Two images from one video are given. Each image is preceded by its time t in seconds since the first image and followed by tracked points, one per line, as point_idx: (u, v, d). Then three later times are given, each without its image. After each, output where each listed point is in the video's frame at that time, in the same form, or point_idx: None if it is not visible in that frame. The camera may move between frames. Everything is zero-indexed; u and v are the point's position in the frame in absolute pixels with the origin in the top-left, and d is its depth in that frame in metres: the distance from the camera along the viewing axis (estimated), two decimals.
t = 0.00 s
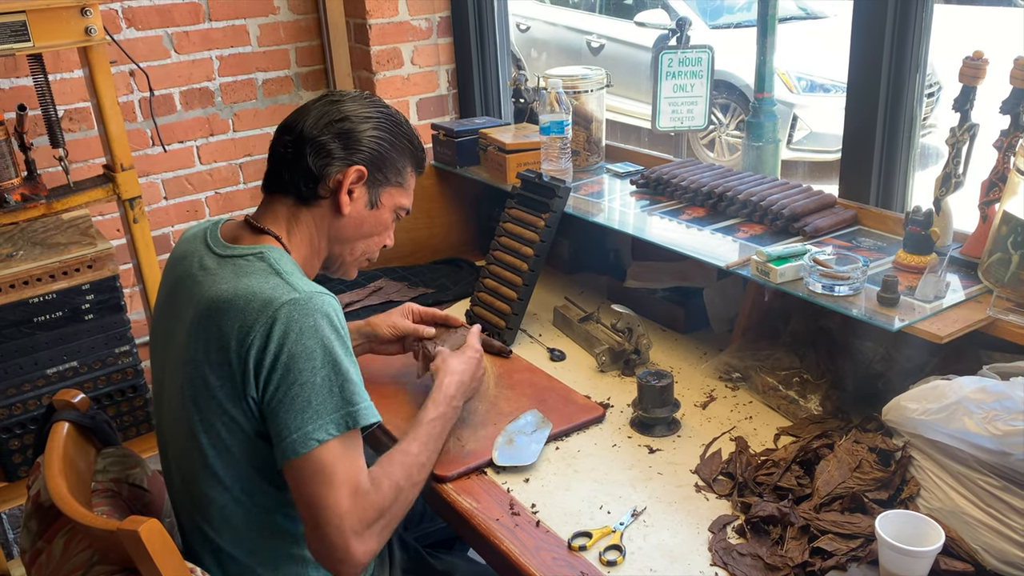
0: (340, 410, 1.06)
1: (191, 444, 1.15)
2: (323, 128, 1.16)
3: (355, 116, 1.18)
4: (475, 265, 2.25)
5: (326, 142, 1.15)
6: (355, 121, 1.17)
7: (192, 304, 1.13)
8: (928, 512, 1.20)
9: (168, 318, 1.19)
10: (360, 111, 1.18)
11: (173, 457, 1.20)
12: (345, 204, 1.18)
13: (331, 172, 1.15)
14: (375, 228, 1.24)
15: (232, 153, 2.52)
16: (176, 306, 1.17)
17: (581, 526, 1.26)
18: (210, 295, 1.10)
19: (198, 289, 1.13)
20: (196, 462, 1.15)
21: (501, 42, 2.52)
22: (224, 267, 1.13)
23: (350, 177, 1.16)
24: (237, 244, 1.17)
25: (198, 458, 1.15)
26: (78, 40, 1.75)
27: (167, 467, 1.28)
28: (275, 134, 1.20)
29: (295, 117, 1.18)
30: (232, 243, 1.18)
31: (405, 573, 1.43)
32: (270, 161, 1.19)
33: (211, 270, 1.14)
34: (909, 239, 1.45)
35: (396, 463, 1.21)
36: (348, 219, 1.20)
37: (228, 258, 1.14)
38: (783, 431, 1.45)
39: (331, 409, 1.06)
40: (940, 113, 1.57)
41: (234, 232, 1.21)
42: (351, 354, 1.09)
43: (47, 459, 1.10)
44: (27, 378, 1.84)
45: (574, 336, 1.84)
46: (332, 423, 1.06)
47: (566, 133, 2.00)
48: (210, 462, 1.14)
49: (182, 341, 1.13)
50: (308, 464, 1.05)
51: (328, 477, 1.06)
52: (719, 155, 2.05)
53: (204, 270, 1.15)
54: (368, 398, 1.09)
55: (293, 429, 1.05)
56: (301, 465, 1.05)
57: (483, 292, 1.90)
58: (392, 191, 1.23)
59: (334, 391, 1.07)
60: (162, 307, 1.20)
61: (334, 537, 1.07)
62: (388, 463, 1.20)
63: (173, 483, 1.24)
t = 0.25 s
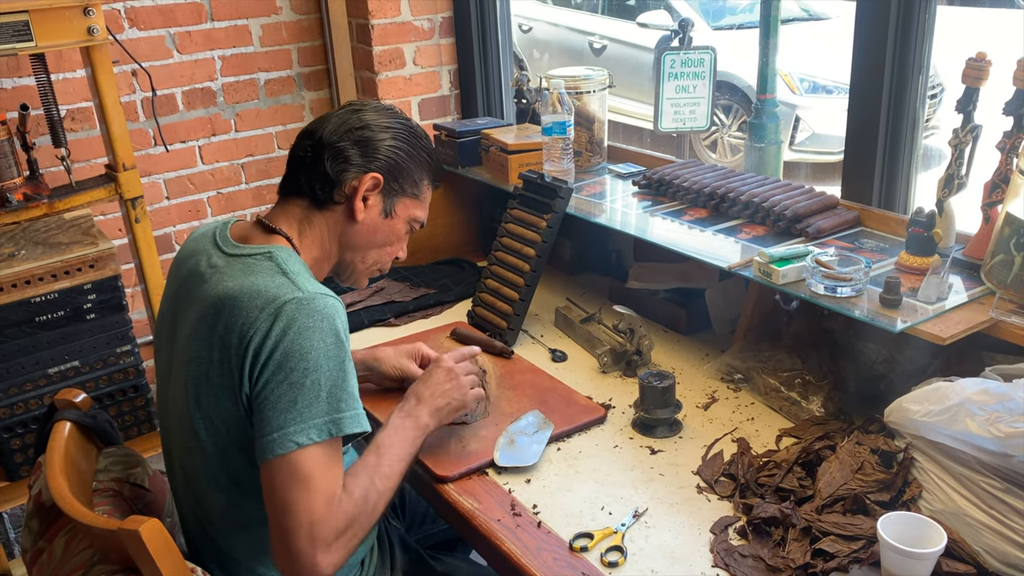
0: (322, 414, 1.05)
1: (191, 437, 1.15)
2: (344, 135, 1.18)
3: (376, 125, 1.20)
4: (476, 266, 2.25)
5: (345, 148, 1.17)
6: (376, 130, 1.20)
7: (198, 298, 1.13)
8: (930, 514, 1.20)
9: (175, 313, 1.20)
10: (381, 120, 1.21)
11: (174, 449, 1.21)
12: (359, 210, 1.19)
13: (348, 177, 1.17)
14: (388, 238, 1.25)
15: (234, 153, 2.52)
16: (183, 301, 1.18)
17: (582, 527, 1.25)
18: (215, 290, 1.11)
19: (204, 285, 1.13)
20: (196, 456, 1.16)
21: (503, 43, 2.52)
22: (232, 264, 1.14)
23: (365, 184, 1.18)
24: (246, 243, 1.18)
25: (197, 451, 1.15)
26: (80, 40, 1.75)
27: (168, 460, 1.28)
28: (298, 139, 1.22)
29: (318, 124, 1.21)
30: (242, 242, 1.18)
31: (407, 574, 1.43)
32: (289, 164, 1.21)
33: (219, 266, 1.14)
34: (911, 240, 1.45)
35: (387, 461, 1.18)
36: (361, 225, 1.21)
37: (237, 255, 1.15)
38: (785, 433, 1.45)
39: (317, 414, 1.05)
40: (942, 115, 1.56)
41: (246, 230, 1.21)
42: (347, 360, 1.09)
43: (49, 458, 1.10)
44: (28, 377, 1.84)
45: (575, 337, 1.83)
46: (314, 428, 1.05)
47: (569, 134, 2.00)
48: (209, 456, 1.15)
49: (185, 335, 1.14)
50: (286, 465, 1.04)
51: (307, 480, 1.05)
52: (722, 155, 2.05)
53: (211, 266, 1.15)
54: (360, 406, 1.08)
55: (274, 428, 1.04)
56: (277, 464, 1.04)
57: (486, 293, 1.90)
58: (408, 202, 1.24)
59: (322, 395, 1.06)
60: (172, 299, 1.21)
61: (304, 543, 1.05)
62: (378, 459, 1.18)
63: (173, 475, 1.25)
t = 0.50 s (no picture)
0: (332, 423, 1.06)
1: (197, 440, 1.15)
2: (359, 141, 1.20)
3: (391, 132, 1.22)
4: (477, 266, 2.25)
5: (359, 155, 1.18)
6: (390, 137, 1.21)
7: (206, 301, 1.13)
8: (930, 515, 1.20)
9: (182, 314, 1.20)
10: (396, 128, 1.22)
11: (179, 450, 1.21)
12: (370, 216, 1.21)
13: (361, 184, 1.18)
14: (396, 245, 1.27)
15: (235, 153, 2.52)
16: (190, 302, 1.18)
17: (582, 527, 1.25)
18: (224, 294, 1.10)
19: (213, 287, 1.13)
20: (201, 458, 1.16)
21: (503, 44, 2.52)
22: (241, 267, 1.13)
23: (378, 192, 1.19)
24: (254, 245, 1.18)
25: (203, 453, 1.15)
26: (81, 40, 1.75)
27: (171, 461, 1.28)
28: (311, 142, 1.23)
29: (332, 128, 1.22)
30: (251, 244, 1.18)
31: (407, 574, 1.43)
32: (301, 167, 1.22)
33: (228, 269, 1.14)
34: (911, 241, 1.45)
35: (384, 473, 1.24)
36: (370, 232, 1.23)
37: (246, 257, 1.14)
38: (785, 433, 1.45)
39: (327, 422, 1.05)
40: (942, 116, 1.56)
41: (253, 231, 1.21)
42: (356, 367, 1.09)
43: (49, 458, 1.10)
44: (28, 377, 1.84)
45: (576, 337, 1.83)
46: (325, 436, 1.05)
47: (569, 135, 2.00)
48: (215, 458, 1.15)
49: (193, 338, 1.14)
50: (304, 472, 1.05)
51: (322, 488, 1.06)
52: (722, 156, 2.05)
53: (220, 269, 1.15)
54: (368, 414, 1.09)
55: (284, 436, 1.05)
56: (287, 473, 1.05)
57: (486, 293, 1.90)
58: (417, 210, 1.27)
59: (332, 403, 1.06)
60: (178, 299, 1.21)
61: (318, 550, 1.06)
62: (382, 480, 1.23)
63: (177, 474, 1.25)
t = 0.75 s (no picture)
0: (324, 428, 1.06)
1: (194, 440, 1.15)
2: (367, 143, 1.22)
3: (398, 137, 1.24)
4: (476, 265, 2.25)
5: (367, 156, 1.21)
6: (397, 142, 1.24)
7: (205, 301, 1.13)
8: (929, 515, 1.20)
9: (181, 313, 1.20)
10: (403, 133, 1.25)
11: (177, 449, 1.21)
12: (375, 217, 1.22)
13: (367, 184, 1.20)
14: (399, 249, 1.28)
15: (234, 152, 2.52)
16: (189, 300, 1.18)
17: (581, 527, 1.25)
18: (222, 294, 1.10)
19: (211, 287, 1.13)
20: (197, 457, 1.16)
21: (503, 43, 2.51)
22: (240, 268, 1.13)
23: (384, 193, 1.21)
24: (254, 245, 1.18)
25: (199, 453, 1.16)
26: (80, 39, 1.75)
27: (168, 460, 1.28)
28: (319, 144, 1.25)
29: (341, 132, 1.24)
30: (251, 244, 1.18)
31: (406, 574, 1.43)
32: (308, 168, 1.24)
33: (227, 269, 1.14)
34: (911, 241, 1.45)
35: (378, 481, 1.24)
36: (374, 233, 1.24)
37: (245, 258, 1.14)
38: (785, 433, 1.45)
39: (320, 427, 1.05)
40: (942, 115, 1.55)
41: (256, 231, 1.22)
42: (352, 372, 1.09)
43: (48, 457, 1.09)
44: (27, 376, 1.84)
45: (575, 337, 1.83)
46: (317, 441, 1.05)
47: (569, 134, 2.00)
48: (212, 459, 1.15)
49: (191, 337, 1.14)
50: (295, 475, 1.05)
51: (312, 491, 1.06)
52: (721, 155, 2.04)
53: (219, 269, 1.15)
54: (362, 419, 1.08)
55: (277, 440, 1.05)
56: (278, 476, 1.05)
57: (485, 292, 1.90)
58: (421, 215, 1.28)
59: (325, 408, 1.06)
60: (178, 297, 1.21)
61: (306, 553, 1.06)
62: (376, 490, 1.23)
63: (175, 472, 1.25)
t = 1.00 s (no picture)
0: (318, 414, 1.04)
1: (197, 429, 1.15)
2: (373, 138, 1.23)
3: (404, 133, 1.26)
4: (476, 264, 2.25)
5: (373, 150, 1.22)
6: (404, 138, 1.25)
7: (212, 290, 1.14)
8: (928, 513, 1.20)
9: (190, 303, 1.21)
10: (409, 130, 1.26)
11: (181, 441, 1.21)
12: (380, 209, 1.22)
13: (373, 177, 1.21)
14: (405, 244, 1.27)
15: (233, 151, 2.52)
16: (198, 290, 1.19)
17: (581, 525, 1.26)
18: (229, 281, 1.11)
19: (219, 275, 1.14)
20: (200, 447, 1.16)
21: (502, 41, 2.51)
22: (249, 257, 1.14)
23: (388, 185, 1.21)
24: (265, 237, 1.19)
25: (201, 442, 1.15)
26: (79, 38, 1.75)
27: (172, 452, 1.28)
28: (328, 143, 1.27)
29: (349, 130, 1.27)
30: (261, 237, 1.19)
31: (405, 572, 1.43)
32: (316, 165, 1.26)
33: (236, 259, 1.15)
34: (911, 239, 1.45)
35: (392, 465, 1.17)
36: (380, 226, 1.24)
37: (253, 249, 1.15)
38: (784, 431, 1.45)
39: (314, 412, 1.04)
40: (941, 113, 1.56)
41: (265, 224, 1.23)
42: (352, 362, 1.08)
43: (47, 456, 1.09)
44: (26, 375, 1.84)
45: (574, 335, 1.83)
46: (310, 426, 1.04)
47: (568, 132, 2.00)
48: (214, 449, 1.15)
49: (197, 324, 1.15)
50: (280, 462, 1.04)
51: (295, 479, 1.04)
52: (720, 154, 2.05)
53: (227, 257, 1.16)
54: (358, 409, 1.07)
55: (272, 424, 1.04)
56: (271, 460, 1.04)
57: (485, 291, 1.90)
58: (428, 211, 1.28)
59: (322, 394, 1.05)
60: (186, 289, 1.22)
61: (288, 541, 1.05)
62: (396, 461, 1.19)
63: (179, 465, 1.25)
